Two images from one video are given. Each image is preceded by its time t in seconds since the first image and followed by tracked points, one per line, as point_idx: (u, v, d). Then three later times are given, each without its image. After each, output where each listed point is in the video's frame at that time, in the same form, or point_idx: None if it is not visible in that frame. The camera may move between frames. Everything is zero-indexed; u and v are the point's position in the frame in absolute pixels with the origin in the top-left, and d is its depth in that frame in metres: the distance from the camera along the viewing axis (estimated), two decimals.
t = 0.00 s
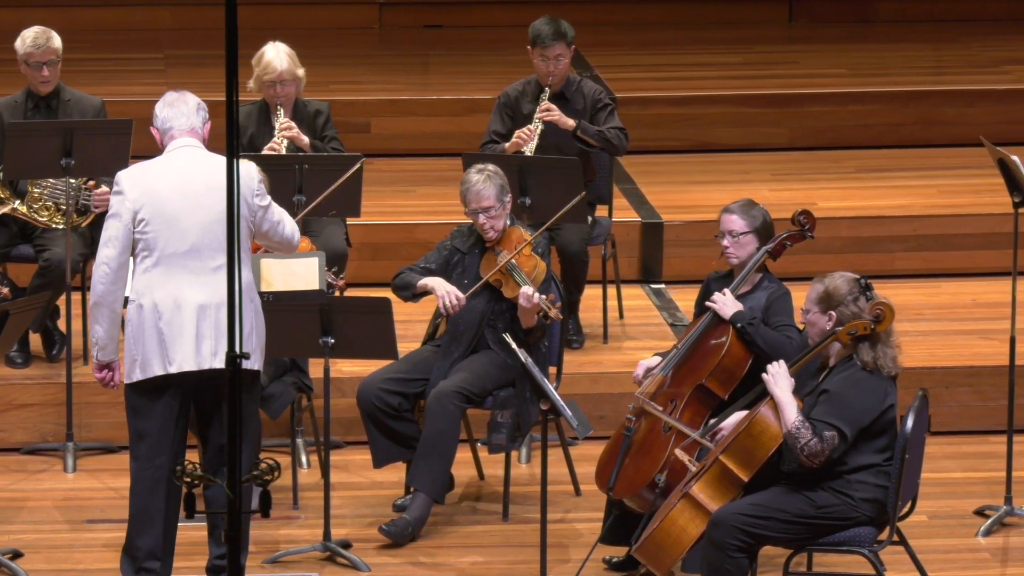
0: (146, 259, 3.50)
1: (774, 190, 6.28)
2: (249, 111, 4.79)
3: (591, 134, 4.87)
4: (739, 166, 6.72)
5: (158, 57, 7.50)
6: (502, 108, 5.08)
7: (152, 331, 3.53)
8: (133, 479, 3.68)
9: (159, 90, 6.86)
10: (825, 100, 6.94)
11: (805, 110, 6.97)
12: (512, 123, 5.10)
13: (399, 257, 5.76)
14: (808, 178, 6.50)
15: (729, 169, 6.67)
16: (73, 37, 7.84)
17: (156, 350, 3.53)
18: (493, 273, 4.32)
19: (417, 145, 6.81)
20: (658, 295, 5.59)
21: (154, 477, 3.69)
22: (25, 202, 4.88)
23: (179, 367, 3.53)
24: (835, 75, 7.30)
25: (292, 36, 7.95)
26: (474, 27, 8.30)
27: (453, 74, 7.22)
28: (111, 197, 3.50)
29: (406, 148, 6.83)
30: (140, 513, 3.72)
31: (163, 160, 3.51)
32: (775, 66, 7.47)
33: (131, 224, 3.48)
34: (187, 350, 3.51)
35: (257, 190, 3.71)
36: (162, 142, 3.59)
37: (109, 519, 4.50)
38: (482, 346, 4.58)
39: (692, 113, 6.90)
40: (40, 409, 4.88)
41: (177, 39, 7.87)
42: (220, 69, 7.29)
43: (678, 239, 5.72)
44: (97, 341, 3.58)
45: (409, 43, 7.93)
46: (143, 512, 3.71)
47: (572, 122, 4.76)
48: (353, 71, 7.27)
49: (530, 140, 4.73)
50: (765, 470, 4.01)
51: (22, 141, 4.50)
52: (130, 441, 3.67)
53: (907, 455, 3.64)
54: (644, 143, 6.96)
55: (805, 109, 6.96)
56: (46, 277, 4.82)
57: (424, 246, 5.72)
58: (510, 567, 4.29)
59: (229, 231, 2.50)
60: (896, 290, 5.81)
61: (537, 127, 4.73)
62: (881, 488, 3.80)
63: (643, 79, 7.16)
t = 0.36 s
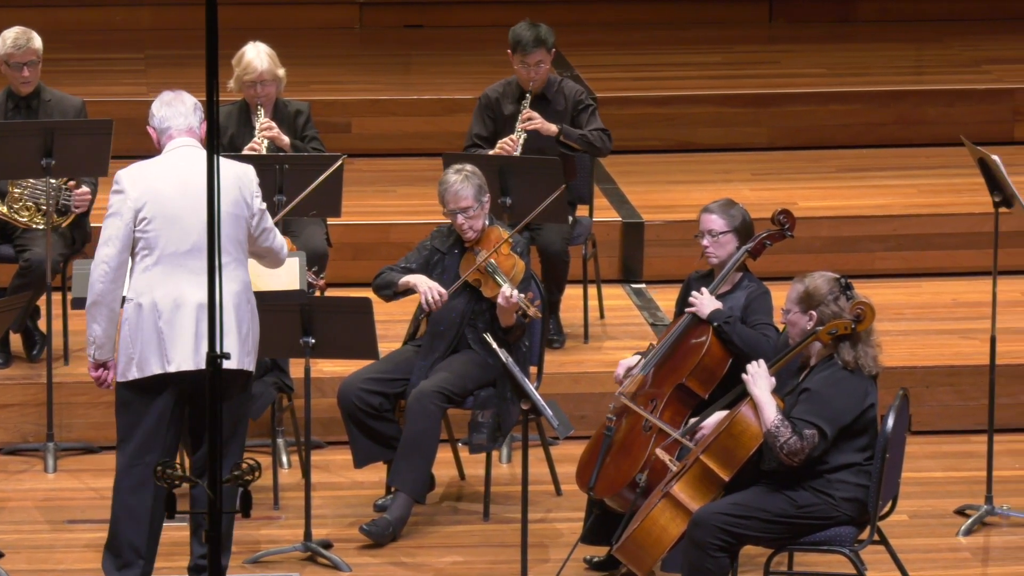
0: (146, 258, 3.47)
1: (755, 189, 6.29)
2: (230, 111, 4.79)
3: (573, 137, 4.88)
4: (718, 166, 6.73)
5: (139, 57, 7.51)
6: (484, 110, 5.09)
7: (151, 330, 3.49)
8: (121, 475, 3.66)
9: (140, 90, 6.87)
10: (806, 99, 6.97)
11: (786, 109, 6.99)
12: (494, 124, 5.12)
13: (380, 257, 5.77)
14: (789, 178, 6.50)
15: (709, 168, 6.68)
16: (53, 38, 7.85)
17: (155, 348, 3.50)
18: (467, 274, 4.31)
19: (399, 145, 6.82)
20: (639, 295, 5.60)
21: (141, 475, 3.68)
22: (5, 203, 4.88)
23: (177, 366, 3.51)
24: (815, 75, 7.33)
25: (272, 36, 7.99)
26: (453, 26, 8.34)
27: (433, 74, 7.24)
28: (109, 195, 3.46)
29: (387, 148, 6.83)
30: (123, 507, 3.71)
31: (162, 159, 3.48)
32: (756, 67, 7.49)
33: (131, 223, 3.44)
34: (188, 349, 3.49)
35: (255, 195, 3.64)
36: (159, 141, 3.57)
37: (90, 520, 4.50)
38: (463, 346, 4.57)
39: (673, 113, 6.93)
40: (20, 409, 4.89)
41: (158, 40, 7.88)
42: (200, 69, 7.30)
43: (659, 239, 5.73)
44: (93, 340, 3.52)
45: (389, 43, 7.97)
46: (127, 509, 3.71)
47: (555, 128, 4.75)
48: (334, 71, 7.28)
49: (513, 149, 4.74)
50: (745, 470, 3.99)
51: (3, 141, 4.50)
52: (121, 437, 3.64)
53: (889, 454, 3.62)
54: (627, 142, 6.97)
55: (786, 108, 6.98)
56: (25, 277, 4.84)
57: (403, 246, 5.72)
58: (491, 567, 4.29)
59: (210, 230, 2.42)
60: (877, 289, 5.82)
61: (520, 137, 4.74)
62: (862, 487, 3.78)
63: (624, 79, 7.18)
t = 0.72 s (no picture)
0: (128, 258, 3.47)
1: (734, 189, 6.30)
2: (208, 110, 4.79)
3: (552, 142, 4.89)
4: (697, 165, 6.75)
5: (117, 57, 7.52)
6: (462, 112, 5.11)
7: (130, 330, 3.48)
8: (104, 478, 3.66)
9: (119, 90, 6.87)
10: (784, 99, 6.98)
11: (766, 109, 7.01)
12: (472, 126, 5.14)
13: (359, 256, 5.77)
14: (766, 178, 6.50)
15: (688, 168, 6.70)
16: (32, 40, 7.85)
17: (133, 349, 3.48)
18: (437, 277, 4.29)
19: (379, 145, 6.83)
20: (619, 294, 5.60)
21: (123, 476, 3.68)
22: None
23: (155, 367, 3.48)
24: (793, 75, 7.35)
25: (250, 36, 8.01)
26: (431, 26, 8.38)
27: (412, 73, 7.25)
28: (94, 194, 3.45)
29: (365, 148, 6.84)
30: (102, 508, 3.70)
31: (148, 160, 3.49)
32: (736, 67, 7.52)
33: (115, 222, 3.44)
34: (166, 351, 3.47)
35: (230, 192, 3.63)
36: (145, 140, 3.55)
37: (69, 520, 4.49)
38: (442, 346, 4.57)
39: (652, 113, 6.95)
40: None
41: (137, 40, 7.89)
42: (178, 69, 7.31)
43: (638, 239, 5.74)
44: (72, 338, 3.49)
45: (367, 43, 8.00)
46: (109, 510, 3.70)
47: (535, 133, 4.78)
48: (313, 71, 7.29)
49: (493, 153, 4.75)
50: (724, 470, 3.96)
51: None
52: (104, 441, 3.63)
53: (866, 454, 3.58)
54: (608, 142, 6.98)
55: (766, 108, 7.00)
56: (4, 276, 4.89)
57: (380, 246, 5.73)
58: (471, 567, 4.29)
59: (188, 215, 2.43)
60: (855, 289, 5.83)
61: (499, 142, 4.76)
62: (841, 486, 3.74)
63: (604, 78, 7.19)
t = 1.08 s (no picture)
0: (89, 258, 3.47)
1: (716, 189, 6.30)
2: (190, 110, 4.79)
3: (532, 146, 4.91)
4: (679, 165, 6.76)
5: (99, 57, 7.54)
6: (445, 113, 5.13)
7: (93, 330, 3.48)
8: (79, 480, 3.65)
9: (101, 90, 6.88)
10: (766, 99, 7.00)
11: (749, 108, 7.02)
12: (454, 126, 5.16)
13: (342, 257, 5.78)
14: (748, 178, 6.51)
15: (670, 167, 6.71)
16: (15, 41, 7.86)
17: (97, 348, 3.49)
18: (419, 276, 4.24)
19: (362, 145, 6.83)
20: (601, 294, 5.62)
21: (99, 477, 3.66)
22: None
23: (117, 366, 3.50)
24: (773, 74, 7.37)
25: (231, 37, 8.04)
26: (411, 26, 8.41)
27: (394, 74, 7.26)
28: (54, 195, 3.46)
29: (347, 148, 6.85)
30: (82, 511, 3.69)
31: (108, 159, 3.48)
32: (719, 67, 7.53)
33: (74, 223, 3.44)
34: (128, 349, 3.48)
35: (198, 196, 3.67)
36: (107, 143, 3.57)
37: (50, 520, 4.49)
38: (423, 346, 4.57)
39: (634, 113, 6.96)
40: None
41: (120, 42, 7.91)
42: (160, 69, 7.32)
43: (620, 238, 5.75)
44: (41, 340, 3.52)
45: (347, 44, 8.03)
46: (89, 513, 3.68)
47: (515, 136, 4.79)
48: (295, 72, 7.31)
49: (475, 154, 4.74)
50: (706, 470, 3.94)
51: None
52: (76, 442, 3.63)
53: (848, 453, 3.56)
54: (591, 141, 6.99)
55: (748, 107, 7.01)
56: None
57: (362, 246, 5.74)
58: (453, 566, 4.28)
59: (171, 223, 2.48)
60: (837, 288, 5.84)
61: (481, 144, 4.75)
62: (824, 485, 3.72)
63: (586, 78, 7.21)
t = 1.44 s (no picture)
0: (48, 256, 3.56)
1: (699, 188, 6.31)
2: (172, 111, 4.81)
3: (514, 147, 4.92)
4: (662, 165, 6.76)
5: (81, 57, 7.55)
6: (428, 112, 5.14)
7: (54, 327, 3.56)
8: (51, 478, 3.71)
9: (83, 90, 6.88)
10: (749, 98, 7.01)
11: (733, 108, 7.03)
12: (437, 126, 5.17)
13: (324, 258, 5.78)
14: (730, 177, 6.52)
15: (652, 167, 6.71)
16: None
17: (59, 345, 3.57)
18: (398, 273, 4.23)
19: (346, 144, 6.83)
20: (584, 294, 5.63)
21: (70, 475, 3.72)
22: None
23: (79, 359, 3.56)
24: (754, 74, 7.38)
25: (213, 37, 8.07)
26: (394, 26, 8.43)
27: (376, 74, 7.27)
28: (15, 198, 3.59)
29: (330, 148, 6.85)
30: (57, 510, 3.73)
31: (64, 159, 3.59)
32: (702, 67, 7.54)
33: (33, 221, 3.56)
34: (88, 343, 3.54)
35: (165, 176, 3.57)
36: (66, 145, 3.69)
37: (32, 521, 4.48)
38: (405, 346, 4.56)
39: (617, 113, 6.97)
40: None
41: (102, 42, 7.92)
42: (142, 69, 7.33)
43: (603, 239, 5.76)
44: (9, 341, 3.62)
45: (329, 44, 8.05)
46: (64, 512, 3.73)
47: (496, 136, 4.79)
48: (277, 72, 7.32)
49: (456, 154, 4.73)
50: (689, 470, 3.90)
51: None
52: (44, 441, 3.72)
53: (832, 453, 3.54)
54: (575, 141, 6.99)
55: (731, 107, 7.02)
56: None
57: (344, 246, 5.74)
58: (436, 567, 4.28)
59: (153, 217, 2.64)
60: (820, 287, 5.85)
61: (462, 143, 4.74)
62: (807, 485, 3.70)
63: (568, 78, 7.22)
